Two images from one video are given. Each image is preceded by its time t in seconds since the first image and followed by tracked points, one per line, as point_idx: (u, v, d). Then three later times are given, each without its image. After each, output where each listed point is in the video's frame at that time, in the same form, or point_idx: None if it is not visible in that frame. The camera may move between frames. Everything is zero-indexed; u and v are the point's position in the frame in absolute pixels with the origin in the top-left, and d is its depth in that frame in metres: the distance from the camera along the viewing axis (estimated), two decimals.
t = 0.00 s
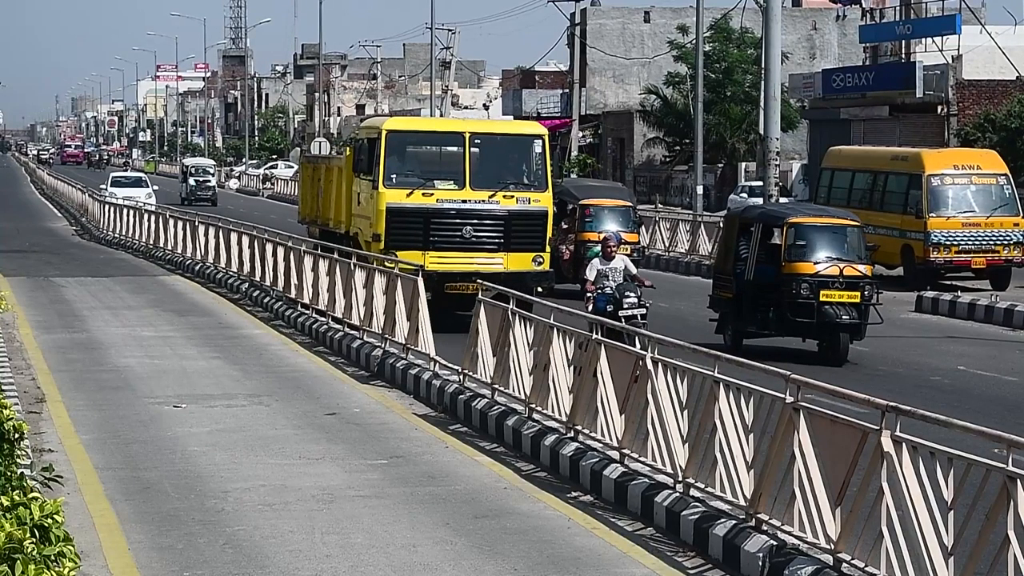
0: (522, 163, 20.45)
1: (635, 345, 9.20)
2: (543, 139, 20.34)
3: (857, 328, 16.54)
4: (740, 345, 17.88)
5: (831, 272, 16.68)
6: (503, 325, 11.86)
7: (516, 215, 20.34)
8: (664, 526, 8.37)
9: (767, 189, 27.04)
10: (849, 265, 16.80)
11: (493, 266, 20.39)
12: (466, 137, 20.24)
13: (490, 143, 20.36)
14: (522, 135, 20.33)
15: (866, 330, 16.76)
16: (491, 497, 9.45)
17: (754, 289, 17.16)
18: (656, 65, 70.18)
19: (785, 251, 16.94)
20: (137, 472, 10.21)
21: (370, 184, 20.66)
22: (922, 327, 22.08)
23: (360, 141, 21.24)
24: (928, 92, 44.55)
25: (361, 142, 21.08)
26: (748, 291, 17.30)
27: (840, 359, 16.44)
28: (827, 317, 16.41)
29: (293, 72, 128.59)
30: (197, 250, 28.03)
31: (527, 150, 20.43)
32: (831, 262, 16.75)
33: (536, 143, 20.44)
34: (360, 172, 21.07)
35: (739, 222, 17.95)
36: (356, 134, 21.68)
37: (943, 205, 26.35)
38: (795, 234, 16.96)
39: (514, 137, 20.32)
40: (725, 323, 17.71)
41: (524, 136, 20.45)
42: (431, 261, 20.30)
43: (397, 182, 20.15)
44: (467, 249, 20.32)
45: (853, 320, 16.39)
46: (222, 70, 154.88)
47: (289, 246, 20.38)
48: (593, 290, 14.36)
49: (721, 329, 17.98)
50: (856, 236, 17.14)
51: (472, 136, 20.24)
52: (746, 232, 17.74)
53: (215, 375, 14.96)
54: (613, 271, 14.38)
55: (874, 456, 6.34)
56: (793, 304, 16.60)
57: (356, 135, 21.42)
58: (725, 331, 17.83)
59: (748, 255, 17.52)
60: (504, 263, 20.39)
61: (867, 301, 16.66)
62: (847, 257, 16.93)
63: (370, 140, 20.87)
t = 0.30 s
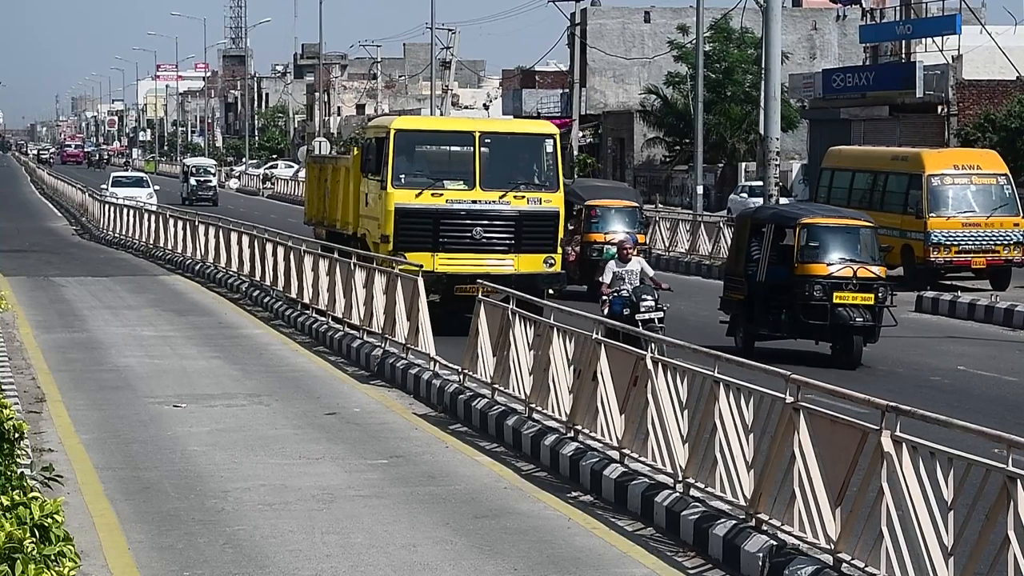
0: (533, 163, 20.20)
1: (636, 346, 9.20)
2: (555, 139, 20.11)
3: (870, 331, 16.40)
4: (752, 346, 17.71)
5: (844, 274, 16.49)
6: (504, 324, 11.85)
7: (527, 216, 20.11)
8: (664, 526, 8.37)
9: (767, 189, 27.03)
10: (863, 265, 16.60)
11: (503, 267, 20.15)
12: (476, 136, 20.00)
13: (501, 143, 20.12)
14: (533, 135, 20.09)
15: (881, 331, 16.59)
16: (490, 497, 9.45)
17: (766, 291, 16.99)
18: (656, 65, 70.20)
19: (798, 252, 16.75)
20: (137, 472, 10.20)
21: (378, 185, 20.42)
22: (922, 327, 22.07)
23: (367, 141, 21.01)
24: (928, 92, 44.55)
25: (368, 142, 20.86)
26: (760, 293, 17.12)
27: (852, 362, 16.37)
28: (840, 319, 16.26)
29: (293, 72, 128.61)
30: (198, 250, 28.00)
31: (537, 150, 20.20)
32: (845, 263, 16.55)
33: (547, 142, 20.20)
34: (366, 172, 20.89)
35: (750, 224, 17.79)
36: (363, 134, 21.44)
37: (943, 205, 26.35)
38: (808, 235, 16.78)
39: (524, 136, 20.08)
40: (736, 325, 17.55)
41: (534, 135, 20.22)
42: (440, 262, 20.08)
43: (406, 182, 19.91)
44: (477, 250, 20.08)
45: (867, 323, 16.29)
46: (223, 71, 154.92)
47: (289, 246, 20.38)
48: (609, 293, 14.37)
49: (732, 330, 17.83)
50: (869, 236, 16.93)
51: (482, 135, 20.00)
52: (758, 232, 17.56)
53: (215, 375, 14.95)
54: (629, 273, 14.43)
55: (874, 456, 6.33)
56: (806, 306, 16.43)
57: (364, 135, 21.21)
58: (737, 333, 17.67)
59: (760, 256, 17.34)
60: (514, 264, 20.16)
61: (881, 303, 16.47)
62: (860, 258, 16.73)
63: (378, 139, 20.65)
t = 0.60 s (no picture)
0: (539, 163, 20.15)
1: (635, 346, 9.19)
2: (561, 139, 20.04)
3: (878, 332, 16.37)
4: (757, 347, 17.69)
5: (851, 274, 16.45)
6: (504, 324, 11.86)
7: (532, 216, 20.09)
8: (664, 526, 8.37)
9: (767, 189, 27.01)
10: (870, 266, 16.58)
11: (507, 269, 20.13)
12: (481, 137, 19.99)
13: (506, 143, 20.09)
14: (539, 135, 20.05)
15: (887, 332, 16.57)
16: (490, 497, 9.45)
17: (772, 292, 16.99)
18: (657, 65, 70.21)
19: (804, 252, 16.72)
20: (137, 473, 10.20)
21: (383, 185, 20.44)
22: (921, 326, 22.08)
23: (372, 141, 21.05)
24: (928, 92, 44.56)
25: (372, 142, 20.89)
26: (766, 294, 17.13)
27: (859, 363, 16.39)
28: (847, 320, 16.21)
29: (293, 72, 128.59)
30: (198, 250, 27.99)
31: (543, 149, 20.15)
32: (851, 263, 16.52)
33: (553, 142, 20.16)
34: (371, 170, 20.87)
35: (756, 224, 17.80)
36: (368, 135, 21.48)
37: (943, 205, 26.35)
38: (815, 236, 16.71)
39: (529, 136, 20.05)
40: (741, 327, 17.54)
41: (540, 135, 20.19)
42: (445, 263, 20.06)
43: (410, 183, 19.93)
44: (482, 251, 20.06)
45: (874, 324, 16.26)
46: (223, 71, 154.94)
47: (289, 245, 20.38)
48: (617, 294, 14.29)
49: (738, 332, 17.82)
50: (876, 237, 16.91)
51: (487, 135, 19.98)
52: (764, 233, 17.57)
53: (215, 375, 14.95)
54: (637, 275, 14.39)
55: (875, 457, 6.33)
56: (812, 307, 16.40)
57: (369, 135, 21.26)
58: (741, 335, 17.69)
59: (766, 256, 17.34)
60: (519, 265, 20.15)
61: (887, 304, 16.45)
62: (867, 259, 16.71)
63: (384, 140, 20.69)
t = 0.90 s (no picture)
0: (544, 163, 20.16)
1: (635, 347, 9.20)
2: (566, 139, 20.06)
3: (886, 334, 16.29)
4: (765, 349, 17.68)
5: (858, 276, 16.42)
6: (504, 325, 11.86)
7: (538, 217, 20.08)
8: (664, 527, 8.37)
9: (768, 189, 26.97)
10: (877, 268, 16.53)
11: (514, 269, 20.09)
12: (486, 137, 20.00)
13: (512, 143, 20.10)
14: (545, 135, 20.07)
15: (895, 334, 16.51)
16: (490, 496, 9.45)
17: (778, 293, 16.97)
18: (657, 65, 70.22)
19: (812, 253, 16.71)
20: (137, 472, 10.20)
21: (388, 186, 20.41)
22: (920, 326, 22.10)
23: (377, 142, 21.06)
24: (929, 92, 44.54)
25: (377, 143, 20.89)
26: (773, 295, 17.12)
27: (867, 365, 16.28)
28: (855, 322, 16.16)
29: (293, 72, 128.61)
30: (198, 250, 28.00)
31: (549, 150, 20.16)
32: (858, 265, 16.50)
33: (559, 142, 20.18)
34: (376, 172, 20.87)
35: (762, 225, 17.79)
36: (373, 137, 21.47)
37: (944, 205, 26.34)
38: (822, 236, 16.70)
39: (534, 136, 20.06)
40: (749, 328, 17.53)
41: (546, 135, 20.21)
42: (450, 264, 20.03)
43: (416, 183, 19.93)
44: (487, 252, 20.04)
45: (881, 326, 16.17)
46: (223, 71, 154.94)
47: (289, 245, 20.38)
48: (627, 296, 14.27)
49: (744, 334, 17.82)
50: (883, 238, 16.87)
51: (492, 135, 19.99)
52: (770, 234, 17.56)
53: (215, 375, 14.95)
54: (646, 276, 14.47)
55: (874, 456, 6.33)
56: (819, 308, 16.38)
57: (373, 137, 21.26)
58: (749, 337, 17.68)
59: (772, 257, 17.34)
60: (525, 266, 20.12)
61: (895, 305, 16.38)
62: (874, 260, 16.67)
63: (388, 141, 20.70)
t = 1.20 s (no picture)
0: (545, 163, 20.15)
1: (635, 347, 9.20)
2: (566, 138, 20.07)
3: (886, 334, 16.29)
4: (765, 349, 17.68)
5: (857, 276, 16.43)
6: (503, 324, 11.87)
7: (538, 217, 20.06)
8: (664, 526, 8.37)
9: (768, 189, 26.97)
10: (877, 267, 16.54)
11: (513, 269, 20.08)
12: (486, 136, 20.00)
13: (511, 142, 20.10)
14: (545, 134, 20.09)
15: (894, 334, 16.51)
16: (491, 496, 9.45)
17: (778, 293, 16.97)
18: (657, 65, 70.24)
19: (812, 253, 16.72)
20: (137, 472, 10.20)
21: (387, 186, 20.41)
22: (920, 326, 22.09)
23: (377, 143, 21.06)
24: (929, 92, 44.51)
25: (377, 143, 20.90)
26: (773, 295, 17.12)
27: (867, 365, 16.28)
28: (855, 321, 16.16)
29: (293, 72, 128.64)
30: (198, 250, 28.00)
31: (549, 150, 20.18)
32: (857, 264, 16.50)
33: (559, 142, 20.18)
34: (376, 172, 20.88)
35: (762, 224, 17.79)
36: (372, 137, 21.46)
37: (943, 205, 26.32)
38: (822, 236, 16.70)
39: (534, 136, 20.06)
40: (750, 329, 17.53)
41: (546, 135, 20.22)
42: (450, 264, 20.03)
43: (415, 183, 19.93)
44: (487, 252, 20.03)
45: (881, 326, 16.17)
46: (223, 71, 154.95)
47: (289, 246, 20.39)
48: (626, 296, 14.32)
49: (745, 334, 17.82)
50: (883, 238, 16.87)
51: (492, 135, 20.00)
52: (770, 234, 17.56)
53: (215, 375, 14.95)
54: (647, 276, 14.47)
55: (874, 456, 6.34)
56: (819, 309, 16.38)
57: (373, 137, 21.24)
58: (749, 336, 17.68)
59: (772, 256, 17.34)
60: (525, 266, 20.11)
61: (895, 306, 16.38)
62: (874, 260, 16.67)
63: (388, 141, 20.70)
